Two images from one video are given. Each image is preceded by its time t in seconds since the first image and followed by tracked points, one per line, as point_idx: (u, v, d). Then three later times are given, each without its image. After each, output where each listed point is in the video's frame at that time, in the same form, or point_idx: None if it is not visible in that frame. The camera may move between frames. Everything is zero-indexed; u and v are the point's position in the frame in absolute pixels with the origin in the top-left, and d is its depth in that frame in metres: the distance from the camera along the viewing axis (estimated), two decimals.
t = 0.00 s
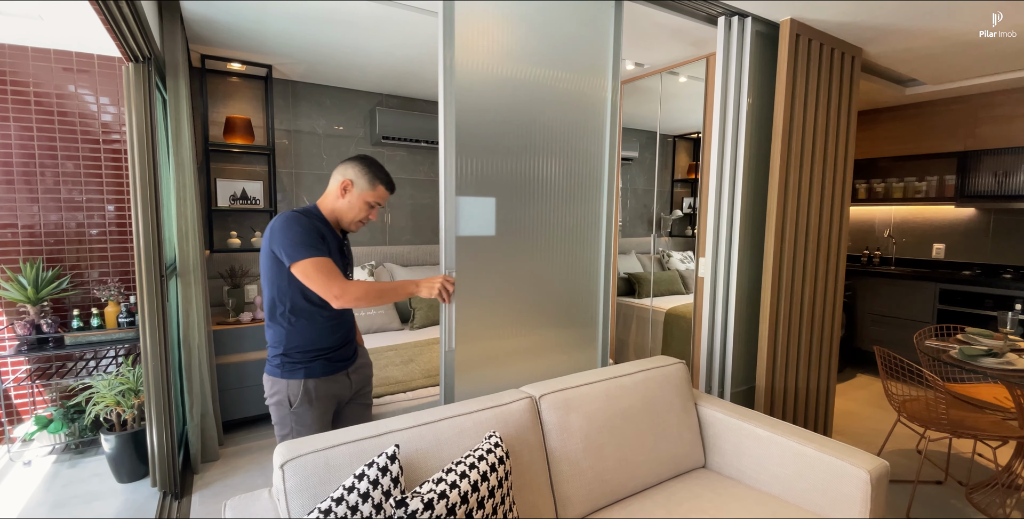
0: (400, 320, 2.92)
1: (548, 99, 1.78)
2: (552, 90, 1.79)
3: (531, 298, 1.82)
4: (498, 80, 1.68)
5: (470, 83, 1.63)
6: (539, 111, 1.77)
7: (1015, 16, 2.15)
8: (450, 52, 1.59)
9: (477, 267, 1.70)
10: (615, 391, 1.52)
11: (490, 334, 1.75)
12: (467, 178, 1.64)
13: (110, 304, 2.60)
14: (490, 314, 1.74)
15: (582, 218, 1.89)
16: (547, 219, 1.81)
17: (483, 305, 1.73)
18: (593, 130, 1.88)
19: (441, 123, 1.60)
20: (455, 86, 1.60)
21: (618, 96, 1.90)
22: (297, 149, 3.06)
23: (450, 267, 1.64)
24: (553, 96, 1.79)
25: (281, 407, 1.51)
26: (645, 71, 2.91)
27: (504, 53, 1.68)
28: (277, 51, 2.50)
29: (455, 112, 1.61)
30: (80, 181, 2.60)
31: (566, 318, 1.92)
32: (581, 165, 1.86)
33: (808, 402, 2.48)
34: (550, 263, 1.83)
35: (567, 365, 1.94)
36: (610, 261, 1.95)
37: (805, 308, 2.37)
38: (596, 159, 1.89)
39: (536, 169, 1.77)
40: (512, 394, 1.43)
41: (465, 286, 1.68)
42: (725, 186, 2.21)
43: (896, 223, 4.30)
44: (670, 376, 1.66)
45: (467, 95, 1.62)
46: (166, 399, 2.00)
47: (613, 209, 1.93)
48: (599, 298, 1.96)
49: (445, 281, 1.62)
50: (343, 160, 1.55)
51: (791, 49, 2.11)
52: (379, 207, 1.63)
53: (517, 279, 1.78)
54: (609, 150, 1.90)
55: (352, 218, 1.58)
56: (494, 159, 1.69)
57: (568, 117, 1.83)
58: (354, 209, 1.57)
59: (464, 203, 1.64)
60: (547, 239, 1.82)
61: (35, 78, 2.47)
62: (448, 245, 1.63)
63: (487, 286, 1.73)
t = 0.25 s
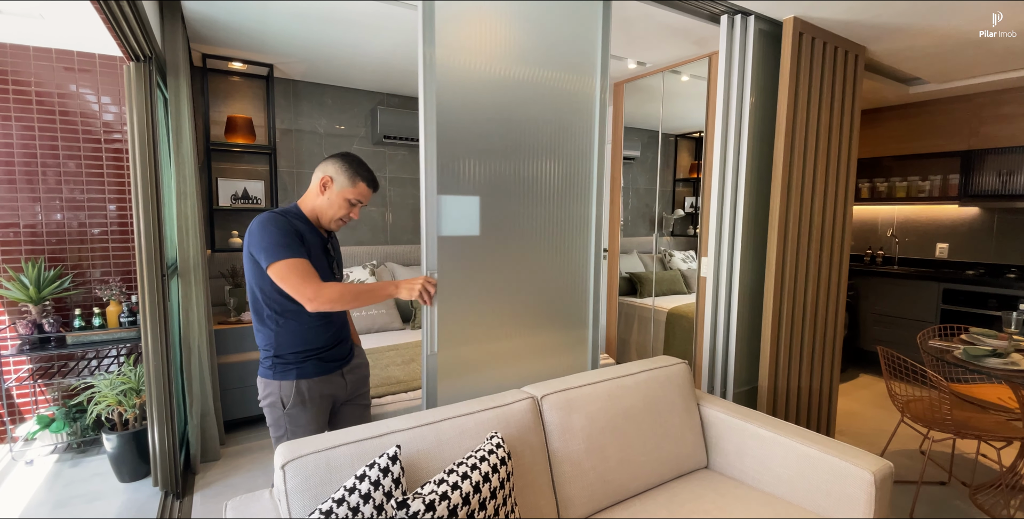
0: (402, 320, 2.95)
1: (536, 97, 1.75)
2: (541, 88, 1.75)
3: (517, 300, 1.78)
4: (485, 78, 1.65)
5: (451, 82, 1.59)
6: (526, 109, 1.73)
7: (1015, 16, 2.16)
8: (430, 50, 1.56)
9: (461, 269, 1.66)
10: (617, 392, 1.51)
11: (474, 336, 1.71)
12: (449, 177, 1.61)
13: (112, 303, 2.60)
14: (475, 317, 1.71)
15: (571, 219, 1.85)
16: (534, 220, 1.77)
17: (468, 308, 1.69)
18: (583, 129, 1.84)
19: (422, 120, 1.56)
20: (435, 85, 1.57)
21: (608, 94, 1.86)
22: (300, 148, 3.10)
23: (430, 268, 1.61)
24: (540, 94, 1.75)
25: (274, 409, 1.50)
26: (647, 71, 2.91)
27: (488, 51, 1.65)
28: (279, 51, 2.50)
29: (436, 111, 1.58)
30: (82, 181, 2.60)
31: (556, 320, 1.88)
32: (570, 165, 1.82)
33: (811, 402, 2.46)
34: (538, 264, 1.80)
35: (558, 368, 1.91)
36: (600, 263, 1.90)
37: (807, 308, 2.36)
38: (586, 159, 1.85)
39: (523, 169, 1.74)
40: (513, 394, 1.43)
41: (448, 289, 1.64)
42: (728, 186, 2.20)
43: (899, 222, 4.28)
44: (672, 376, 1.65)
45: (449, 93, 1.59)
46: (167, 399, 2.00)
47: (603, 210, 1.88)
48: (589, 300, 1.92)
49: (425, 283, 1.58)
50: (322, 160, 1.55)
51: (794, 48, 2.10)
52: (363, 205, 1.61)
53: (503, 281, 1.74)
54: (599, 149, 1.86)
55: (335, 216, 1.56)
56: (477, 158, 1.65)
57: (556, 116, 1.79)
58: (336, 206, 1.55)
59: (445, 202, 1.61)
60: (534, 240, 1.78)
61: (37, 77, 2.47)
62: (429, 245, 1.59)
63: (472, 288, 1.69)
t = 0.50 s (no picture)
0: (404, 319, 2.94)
1: (521, 95, 1.71)
2: (526, 86, 1.72)
3: (502, 302, 1.75)
4: (473, 76, 1.62)
5: (431, 79, 1.55)
6: (510, 108, 1.69)
7: (1017, 16, 2.16)
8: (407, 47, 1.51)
9: (443, 271, 1.62)
10: (621, 392, 1.50)
11: (457, 339, 1.67)
12: (430, 177, 1.57)
13: (116, 302, 2.60)
14: (457, 320, 1.66)
15: (558, 219, 1.82)
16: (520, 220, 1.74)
17: (450, 311, 1.65)
18: (570, 128, 1.81)
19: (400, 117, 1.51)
20: (414, 83, 1.53)
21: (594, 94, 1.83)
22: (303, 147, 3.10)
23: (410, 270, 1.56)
24: (525, 92, 1.72)
25: (270, 410, 1.50)
26: (651, 70, 2.89)
27: (469, 48, 1.61)
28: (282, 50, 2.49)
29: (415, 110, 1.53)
30: (86, 180, 2.60)
31: (543, 322, 1.85)
32: (556, 164, 1.79)
33: (815, 402, 2.45)
34: (524, 265, 1.77)
35: (547, 371, 1.88)
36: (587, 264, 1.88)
37: (812, 309, 2.34)
38: (574, 159, 1.82)
39: (508, 168, 1.70)
40: (516, 394, 1.42)
41: (428, 292, 1.60)
42: (733, 185, 2.19)
43: (904, 222, 4.26)
44: (676, 377, 1.64)
45: (431, 91, 1.55)
46: (170, 399, 2.00)
47: (590, 210, 1.86)
48: (576, 302, 1.89)
49: (403, 286, 1.53)
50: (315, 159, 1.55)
51: (799, 47, 2.09)
52: (357, 203, 1.60)
53: (487, 283, 1.70)
54: (586, 149, 1.83)
55: (328, 214, 1.55)
56: (459, 156, 1.61)
57: (541, 115, 1.75)
58: (330, 203, 1.54)
59: (426, 201, 1.57)
60: (520, 241, 1.75)
61: (41, 77, 2.48)
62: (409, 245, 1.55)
63: (455, 291, 1.65)
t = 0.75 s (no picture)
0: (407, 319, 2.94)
1: (503, 92, 1.66)
2: (508, 83, 1.67)
3: (484, 305, 1.70)
4: (458, 73, 1.59)
5: (404, 77, 1.50)
6: (490, 106, 1.65)
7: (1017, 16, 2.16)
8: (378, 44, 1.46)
9: (420, 274, 1.57)
10: (624, 393, 1.49)
11: (434, 342, 1.62)
12: (404, 177, 1.52)
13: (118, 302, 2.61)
14: (436, 324, 1.62)
15: (543, 219, 1.77)
16: (501, 220, 1.69)
17: (428, 315, 1.60)
18: (555, 125, 1.76)
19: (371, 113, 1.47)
20: (386, 80, 1.48)
21: (579, 90, 1.78)
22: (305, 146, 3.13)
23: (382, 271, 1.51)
24: (506, 90, 1.67)
25: (269, 411, 1.50)
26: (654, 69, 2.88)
27: (445, 44, 1.56)
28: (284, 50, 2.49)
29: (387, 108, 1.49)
30: (89, 180, 2.61)
31: (527, 325, 1.80)
32: (540, 163, 1.74)
33: (820, 403, 2.43)
34: (505, 266, 1.72)
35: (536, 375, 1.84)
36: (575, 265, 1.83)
37: (817, 309, 2.33)
38: (559, 157, 1.76)
39: (488, 167, 1.65)
40: (519, 395, 1.41)
41: (404, 294, 1.56)
42: (737, 184, 2.18)
43: (910, 221, 4.23)
44: (681, 378, 1.63)
45: (410, 89, 1.52)
46: (172, 397, 2.01)
47: (577, 210, 1.81)
48: (564, 304, 1.84)
49: (373, 288, 1.49)
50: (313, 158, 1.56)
51: (804, 45, 2.07)
52: (354, 202, 1.61)
53: (468, 286, 1.66)
54: (571, 147, 1.78)
55: (326, 211, 1.55)
56: (435, 154, 1.57)
57: (523, 113, 1.70)
58: (327, 201, 1.54)
59: (400, 200, 1.52)
60: (502, 242, 1.70)
61: (44, 77, 2.48)
62: (381, 245, 1.50)
63: (433, 293, 1.60)
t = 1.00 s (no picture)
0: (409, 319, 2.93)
1: (481, 89, 1.62)
2: (486, 80, 1.62)
3: (462, 310, 1.64)
4: (434, 68, 1.54)
5: (374, 72, 1.44)
6: (468, 103, 1.60)
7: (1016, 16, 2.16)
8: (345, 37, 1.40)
9: (394, 277, 1.52)
10: (627, 396, 1.47)
11: (410, 347, 1.56)
12: (376, 176, 1.47)
13: (121, 301, 2.61)
14: (411, 330, 1.56)
15: (526, 219, 1.73)
16: (480, 221, 1.65)
17: (402, 321, 1.54)
18: (537, 123, 1.72)
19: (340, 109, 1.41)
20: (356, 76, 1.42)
21: (562, 87, 1.74)
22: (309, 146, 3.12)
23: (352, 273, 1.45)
24: (485, 87, 1.62)
25: (268, 412, 1.51)
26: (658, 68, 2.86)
27: (418, 38, 1.50)
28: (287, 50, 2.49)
29: (357, 105, 1.43)
30: (93, 180, 2.61)
31: (509, 329, 1.75)
32: (523, 162, 1.70)
33: (825, 405, 2.40)
34: (485, 268, 1.67)
35: (522, 381, 1.80)
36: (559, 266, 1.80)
37: (822, 310, 2.30)
38: (543, 156, 1.74)
39: (467, 167, 1.61)
40: (521, 397, 1.40)
41: (378, 297, 1.50)
42: (742, 184, 2.16)
43: (916, 221, 4.19)
44: (684, 380, 1.61)
45: (403, 87, 1.49)
46: (175, 398, 2.01)
47: (561, 210, 1.78)
48: (547, 306, 1.80)
49: (341, 291, 1.41)
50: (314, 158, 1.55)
51: (810, 43, 2.05)
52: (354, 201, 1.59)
53: (445, 290, 1.61)
54: (553, 147, 1.75)
55: (326, 211, 1.54)
56: (410, 152, 1.52)
57: (504, 111, 1.66)
58: (327, 201, 1.53)
59: (372, 200, 1.47)
60: (481, 243, 1.66)
61: (48, 77, 2.49)
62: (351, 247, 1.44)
63: (409, 296, 1.55)
